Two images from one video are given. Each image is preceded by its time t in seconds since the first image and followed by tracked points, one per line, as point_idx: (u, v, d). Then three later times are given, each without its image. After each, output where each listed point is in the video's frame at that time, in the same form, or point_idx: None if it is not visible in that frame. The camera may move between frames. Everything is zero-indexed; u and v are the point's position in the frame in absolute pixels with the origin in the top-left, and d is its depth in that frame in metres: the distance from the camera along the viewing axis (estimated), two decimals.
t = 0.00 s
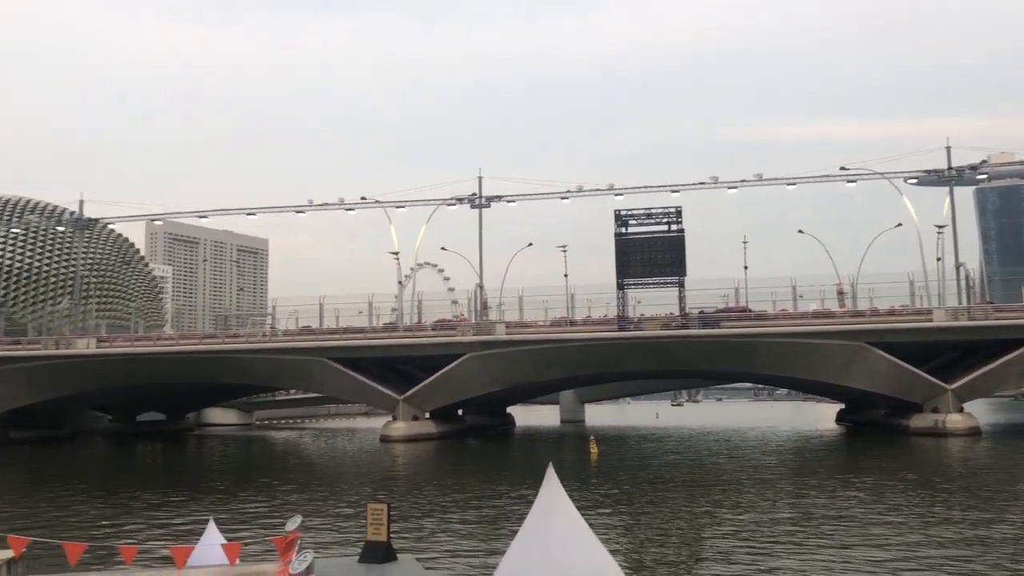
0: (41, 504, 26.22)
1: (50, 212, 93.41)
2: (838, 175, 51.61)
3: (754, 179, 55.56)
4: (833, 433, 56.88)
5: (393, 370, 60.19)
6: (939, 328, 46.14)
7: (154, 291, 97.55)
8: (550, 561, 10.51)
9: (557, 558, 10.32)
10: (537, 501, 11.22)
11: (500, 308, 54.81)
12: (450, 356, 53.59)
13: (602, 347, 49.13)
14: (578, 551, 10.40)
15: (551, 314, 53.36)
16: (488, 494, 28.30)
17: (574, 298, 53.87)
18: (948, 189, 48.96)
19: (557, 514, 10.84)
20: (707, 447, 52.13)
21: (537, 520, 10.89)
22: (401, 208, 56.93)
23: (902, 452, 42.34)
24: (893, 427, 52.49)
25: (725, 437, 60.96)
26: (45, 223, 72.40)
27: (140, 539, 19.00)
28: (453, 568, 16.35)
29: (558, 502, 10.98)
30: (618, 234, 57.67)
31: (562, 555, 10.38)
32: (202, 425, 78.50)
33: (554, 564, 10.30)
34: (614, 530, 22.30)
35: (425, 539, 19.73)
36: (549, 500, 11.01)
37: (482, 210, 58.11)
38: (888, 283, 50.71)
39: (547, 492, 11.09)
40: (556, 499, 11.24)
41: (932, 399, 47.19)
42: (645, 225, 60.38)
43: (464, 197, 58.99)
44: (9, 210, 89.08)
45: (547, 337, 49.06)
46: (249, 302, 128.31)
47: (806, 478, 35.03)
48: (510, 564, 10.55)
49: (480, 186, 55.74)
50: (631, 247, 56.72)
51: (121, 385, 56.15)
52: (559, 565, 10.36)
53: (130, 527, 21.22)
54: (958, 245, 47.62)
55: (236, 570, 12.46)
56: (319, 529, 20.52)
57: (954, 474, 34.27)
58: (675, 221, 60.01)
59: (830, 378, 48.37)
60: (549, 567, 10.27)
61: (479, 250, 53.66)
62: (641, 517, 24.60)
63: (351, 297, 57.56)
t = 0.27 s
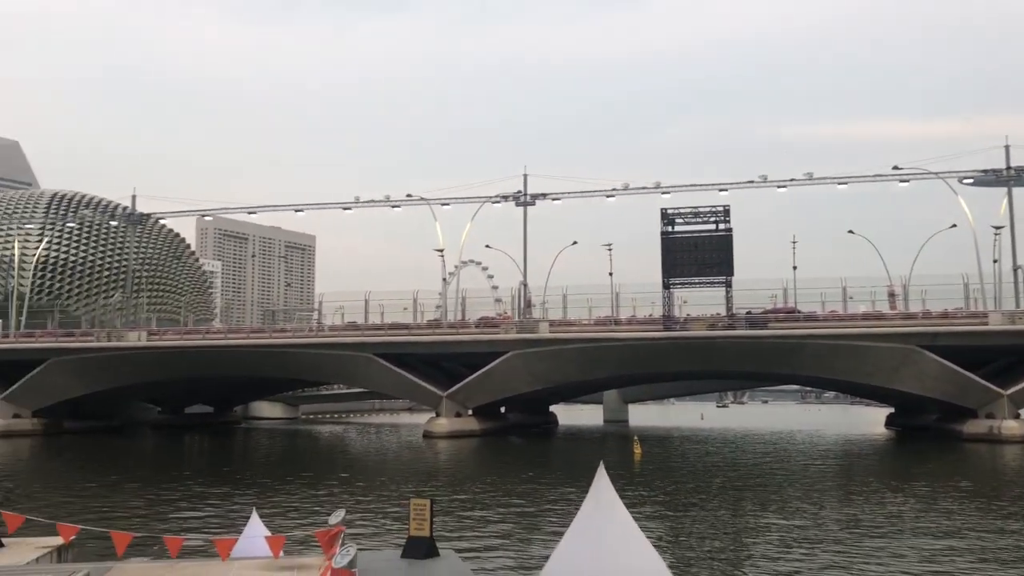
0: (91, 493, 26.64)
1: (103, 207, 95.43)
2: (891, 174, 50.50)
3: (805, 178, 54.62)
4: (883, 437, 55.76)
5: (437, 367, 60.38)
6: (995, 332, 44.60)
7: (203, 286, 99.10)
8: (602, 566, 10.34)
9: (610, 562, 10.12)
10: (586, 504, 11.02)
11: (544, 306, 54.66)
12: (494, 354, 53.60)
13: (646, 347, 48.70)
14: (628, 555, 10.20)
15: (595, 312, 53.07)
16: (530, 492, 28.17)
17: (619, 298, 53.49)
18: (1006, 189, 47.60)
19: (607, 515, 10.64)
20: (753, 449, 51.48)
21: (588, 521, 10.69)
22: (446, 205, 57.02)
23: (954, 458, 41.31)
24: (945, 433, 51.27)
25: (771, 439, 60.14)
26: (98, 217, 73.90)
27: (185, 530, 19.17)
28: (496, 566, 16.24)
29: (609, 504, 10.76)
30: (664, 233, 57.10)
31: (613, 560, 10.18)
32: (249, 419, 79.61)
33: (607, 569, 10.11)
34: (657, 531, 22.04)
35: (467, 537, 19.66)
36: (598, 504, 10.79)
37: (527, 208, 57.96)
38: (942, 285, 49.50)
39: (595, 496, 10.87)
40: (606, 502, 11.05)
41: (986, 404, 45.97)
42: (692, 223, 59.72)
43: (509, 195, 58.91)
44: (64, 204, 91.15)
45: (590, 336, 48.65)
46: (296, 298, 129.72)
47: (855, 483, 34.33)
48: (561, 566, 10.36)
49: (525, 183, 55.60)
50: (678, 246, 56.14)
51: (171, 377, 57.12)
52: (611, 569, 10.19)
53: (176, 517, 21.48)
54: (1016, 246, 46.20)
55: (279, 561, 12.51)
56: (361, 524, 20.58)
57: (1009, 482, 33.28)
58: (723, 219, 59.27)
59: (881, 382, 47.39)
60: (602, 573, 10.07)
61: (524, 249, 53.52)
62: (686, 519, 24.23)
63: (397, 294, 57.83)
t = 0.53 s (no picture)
0: (120, 481, 26.93)
1: (134, 200, 96.48)
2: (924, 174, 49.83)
3: (836, 177, 54.06)
4: (911, 440, 55.12)
5: (463, 362, 60.48)
6: None
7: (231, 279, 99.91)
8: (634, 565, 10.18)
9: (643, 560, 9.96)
10: (619, 502, 10.87)
11: (570, 303, 54.54)
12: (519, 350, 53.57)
13: (673, 346, 48.42)
14: (662, 554, 10.05)
15: (621, 310, 52.87)
16: (554, 488, 28.10)
17: (645, 295, 53.23)
18: None
19: (641, 514, 10.53)
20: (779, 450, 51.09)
21: (620, 519, 10.56)
22: (473, 201, 57.04)
23: (985, 462, 40.69)
24: (976, 436, 50.56)
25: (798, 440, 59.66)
26: (130, 210, 74.72)
27: (211, 519, 19.30)
28: (520, 561, 16.19)
29: (642, 503, 10.65)
30: (692, 231, 56.77)
31: (646, 560, 10.02)
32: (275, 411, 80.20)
33: (640, 569, 9.96)
34: (683, 531, 21.86)
35: (491, 532, 19.62)
36: (632, 503, 10.68)
37: (554, 204, 57.84)
38: (974, 286, 48.77)
39: (628, 494, 10.76)
40: (639, 501, 10.90)
41: (1019, 408, 45.24)
42: (721, 222, 59.31)
43: (536, 191, 58.81)
44: (96, 197, 92.27)
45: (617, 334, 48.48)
46: (323, 292, 130.42)
47: (883, 485, 33.94)
48: (593, 565, 10.22)
49: (552, 180, 55.49)
50: (706, 245, 55.78)
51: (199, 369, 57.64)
52: (644, 568, 10.02)
53: (203, 506, 21.64)
54: None
55: (305, 550, 12.56)
56: (386, 517, 20.60)
57: None
58: (752, 218, 58.80)
59: (911, 383, 46.79)
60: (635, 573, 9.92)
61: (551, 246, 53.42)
62: (713, 520, 24.01)
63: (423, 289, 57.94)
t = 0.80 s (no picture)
0: (135, 480, 26.83)
1: (150, 201, 96.79)
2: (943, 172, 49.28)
3: (854, 176, 53.55)
4: (930, 441, 54.56)
5: (477, 363, 60.29)
6: None
7: (246, 279, 100.08)
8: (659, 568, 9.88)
9: (668, 561, 9.64)
10: (643, 502, 10.58)
11: (585, 303, 54.25)
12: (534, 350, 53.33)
13: (688, 346, 48.05)
14: (688, 557, 9.73)
15: (637, 310, 52.52)
16: (571, 489, 27.84)
17: (661, 296, 52.87)
18: None
19: (666, 514, 10.23)
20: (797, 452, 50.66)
21: (645, 519, 10.26)
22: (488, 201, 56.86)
23: (1006, 464, 40.13)
24: (996, 438, 49.94)
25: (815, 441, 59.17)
26: (145, 210, 74.99)
27: (226, 518, 19.15)
28: (537, 562, 15.94)
29: (667, 503, 10.35)
30: (708, 231, 56.40)
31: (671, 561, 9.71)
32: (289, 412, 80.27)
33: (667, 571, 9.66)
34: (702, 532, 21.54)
35: (507, 532, 19.38)
36: (656, 503, 10.38)
37: (569, 204, 57.59)
38: (995, 286, 48.14)
39: (653, 494, 10.47)
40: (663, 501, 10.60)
41: None
42: (737, 221, 58.89)
43: (551, 191, 58.57)
44: (112, 198, 92.63)
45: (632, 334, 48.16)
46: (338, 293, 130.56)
47: (903, 487, 33.49)
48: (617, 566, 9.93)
49: (568, 179, 55.24)
50: (722, 245, 55.38)
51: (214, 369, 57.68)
52: (669, 570, 9.70)
53: (218, 505, 21.52)
54: None
55: (322, 548, 12.35)
56: (402, 516, 20.39)
57: None
58: (769, 217, 58.35)
59: (930, 385, 46.24)
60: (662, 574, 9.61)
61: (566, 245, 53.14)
62: (732, 521, 23.67)
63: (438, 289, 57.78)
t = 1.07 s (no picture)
0: (149, 486, 26.75)
1: (163, 207, 97.10)
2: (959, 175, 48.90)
3: (869, 180, 53.21)
4: (947, 447, 54.07)
5: (490, 368, 60.14)
6: None
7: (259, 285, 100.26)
8: None
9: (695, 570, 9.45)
10: (670, 510, 10.39)
11: (599, 308, 54.03)
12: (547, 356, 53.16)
13: (702, 351, 47.78)
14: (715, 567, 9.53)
15: (651, 315, 52.25)
16: (586, 495, 27.63)
17: (675, 301, 52.59)
18: None
19: (693, 523, 10.03)
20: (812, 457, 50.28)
21: (671, 528, 10.07)
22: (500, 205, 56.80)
23: None
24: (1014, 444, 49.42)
25: (831, 447, 58.72)
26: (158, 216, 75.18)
27: (240, 524, 19.04)
28: (554, 569, 15.77)
29: (693, 511, 10.16)
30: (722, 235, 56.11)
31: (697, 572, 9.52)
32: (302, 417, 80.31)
33: None
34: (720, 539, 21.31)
35: (523, 539, 19.21)
36: (682, 511, 10.18)
37: (582, 208, 57.43)
38: (1012, 290, 47.65)
39: (680, 501, 10.27)
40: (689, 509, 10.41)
41: None
42: (751, 225, 58.58)
43: (564, 195, 58.42)
44: (126, 204, 92.99)
45: (646, 339, 47.91)
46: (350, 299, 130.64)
47: (921, 493, 33.15)
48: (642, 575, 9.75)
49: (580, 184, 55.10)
50: (736, 249, 55.07)
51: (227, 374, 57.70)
52: None
53: (232, 511, 21.43)
54: None
55: (340, 555, 12.24)
56: (416, 522, 20.26)
57: None
58: (783, 221, 58.01)
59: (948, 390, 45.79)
60: None
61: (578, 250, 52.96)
62: (750, 528, 23.44)
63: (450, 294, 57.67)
